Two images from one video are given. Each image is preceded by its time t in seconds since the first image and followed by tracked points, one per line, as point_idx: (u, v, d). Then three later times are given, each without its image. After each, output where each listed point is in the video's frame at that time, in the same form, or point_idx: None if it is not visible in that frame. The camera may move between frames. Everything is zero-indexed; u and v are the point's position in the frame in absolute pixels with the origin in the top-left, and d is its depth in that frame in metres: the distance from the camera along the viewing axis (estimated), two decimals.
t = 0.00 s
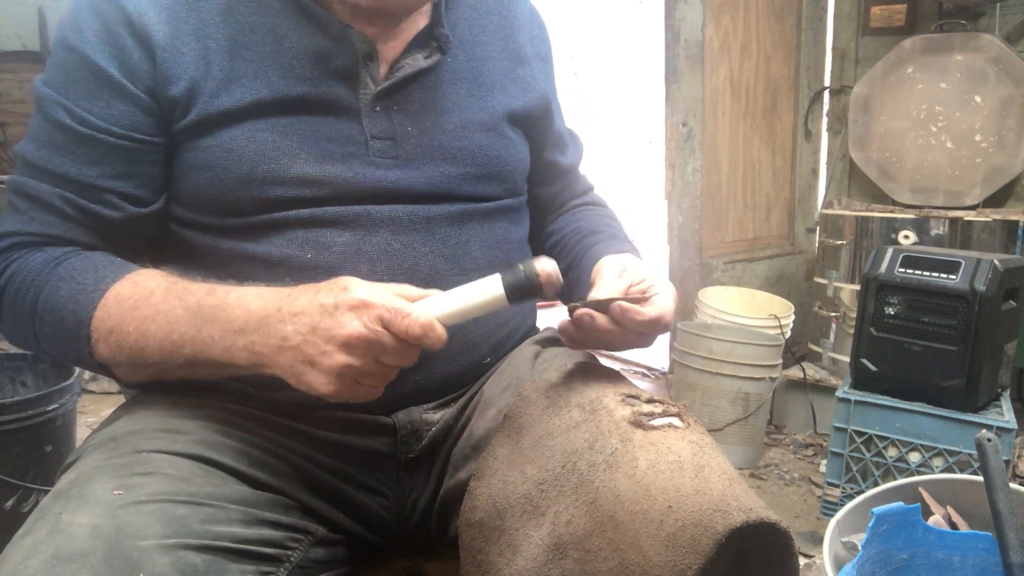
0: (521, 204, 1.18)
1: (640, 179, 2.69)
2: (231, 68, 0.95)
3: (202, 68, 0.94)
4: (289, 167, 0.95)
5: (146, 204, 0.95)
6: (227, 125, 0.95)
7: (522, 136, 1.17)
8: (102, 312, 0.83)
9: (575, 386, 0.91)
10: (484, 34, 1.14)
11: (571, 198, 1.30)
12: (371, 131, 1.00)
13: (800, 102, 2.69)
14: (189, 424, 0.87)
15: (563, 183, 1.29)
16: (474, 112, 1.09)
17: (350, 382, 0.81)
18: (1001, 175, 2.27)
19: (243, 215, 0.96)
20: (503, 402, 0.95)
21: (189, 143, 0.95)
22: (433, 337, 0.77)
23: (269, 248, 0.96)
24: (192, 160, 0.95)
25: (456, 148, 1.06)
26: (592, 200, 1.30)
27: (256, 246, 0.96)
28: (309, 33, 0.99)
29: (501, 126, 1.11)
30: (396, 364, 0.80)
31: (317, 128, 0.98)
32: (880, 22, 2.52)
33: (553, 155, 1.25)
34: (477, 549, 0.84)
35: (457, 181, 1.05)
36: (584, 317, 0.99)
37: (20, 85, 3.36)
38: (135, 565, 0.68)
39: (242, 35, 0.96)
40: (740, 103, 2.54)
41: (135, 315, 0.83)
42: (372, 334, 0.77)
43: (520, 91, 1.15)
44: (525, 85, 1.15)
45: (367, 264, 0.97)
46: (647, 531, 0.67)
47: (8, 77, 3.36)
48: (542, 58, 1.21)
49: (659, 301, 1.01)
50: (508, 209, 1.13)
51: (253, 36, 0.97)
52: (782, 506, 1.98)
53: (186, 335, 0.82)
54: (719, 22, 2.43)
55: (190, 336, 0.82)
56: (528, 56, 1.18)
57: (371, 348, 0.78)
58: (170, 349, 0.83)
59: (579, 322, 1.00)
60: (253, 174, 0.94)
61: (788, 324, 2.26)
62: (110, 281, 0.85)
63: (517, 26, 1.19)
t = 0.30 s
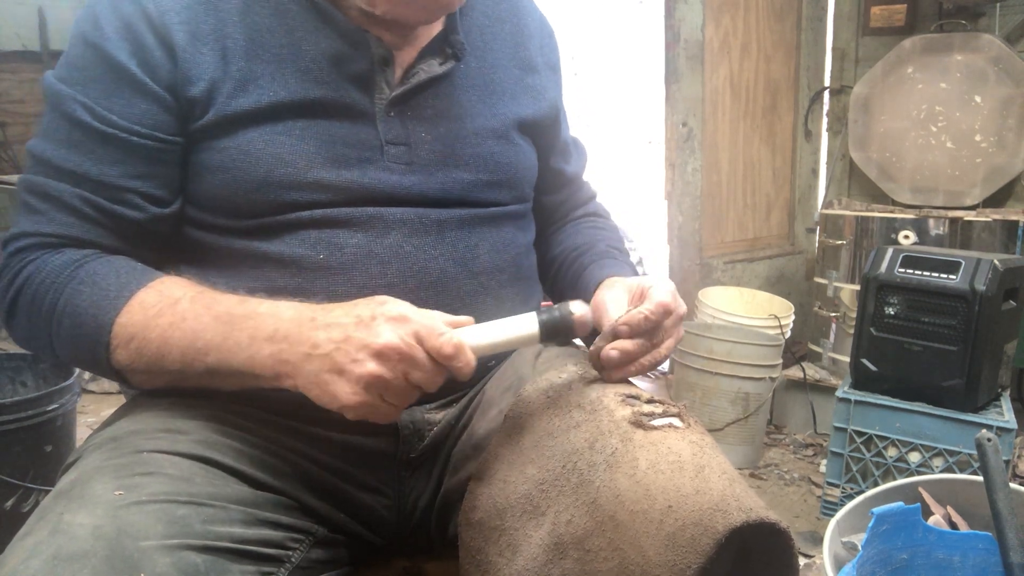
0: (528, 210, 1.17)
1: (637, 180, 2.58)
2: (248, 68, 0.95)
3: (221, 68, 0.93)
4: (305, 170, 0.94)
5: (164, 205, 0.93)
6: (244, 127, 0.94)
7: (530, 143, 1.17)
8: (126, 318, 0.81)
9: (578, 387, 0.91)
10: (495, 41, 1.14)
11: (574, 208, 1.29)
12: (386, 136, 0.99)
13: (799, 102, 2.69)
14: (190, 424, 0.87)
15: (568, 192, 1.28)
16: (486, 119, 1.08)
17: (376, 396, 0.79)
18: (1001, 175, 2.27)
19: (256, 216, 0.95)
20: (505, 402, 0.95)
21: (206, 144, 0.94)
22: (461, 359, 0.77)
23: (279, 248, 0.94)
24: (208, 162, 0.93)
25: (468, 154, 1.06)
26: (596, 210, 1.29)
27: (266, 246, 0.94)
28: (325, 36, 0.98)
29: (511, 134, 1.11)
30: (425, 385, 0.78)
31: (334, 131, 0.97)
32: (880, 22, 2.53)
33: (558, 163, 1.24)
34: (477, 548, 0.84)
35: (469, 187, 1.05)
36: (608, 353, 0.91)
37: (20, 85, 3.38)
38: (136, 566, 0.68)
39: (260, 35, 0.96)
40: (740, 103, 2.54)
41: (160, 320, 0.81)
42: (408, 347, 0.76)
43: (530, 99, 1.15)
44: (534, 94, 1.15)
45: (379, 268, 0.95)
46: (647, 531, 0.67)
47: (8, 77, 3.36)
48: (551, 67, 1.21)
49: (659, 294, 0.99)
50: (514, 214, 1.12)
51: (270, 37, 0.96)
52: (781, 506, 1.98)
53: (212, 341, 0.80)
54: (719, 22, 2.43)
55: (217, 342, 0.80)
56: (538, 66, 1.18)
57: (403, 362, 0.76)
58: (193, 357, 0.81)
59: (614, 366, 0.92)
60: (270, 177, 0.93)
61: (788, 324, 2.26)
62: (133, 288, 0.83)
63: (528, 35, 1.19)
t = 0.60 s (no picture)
0: (534, 213, 1.17)
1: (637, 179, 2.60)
2: (261, 68, 0.94)
3: (234, 66, 0.93)
4: (317, 172, 0.94)
5: (176, 203, 0.93)
6: (258, 128, 0.94)
7: (539, 148, 1.17)
8: (134, 312, 0.79)
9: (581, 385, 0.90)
10: (504, 44, 1.14)
11: (579, 212, 1.29)
12: (397, 139, 0.99)
13: (800, 102, 2.69)
14: (190, 424, 0.86)
15: (572, 197, 1.28)
16: (496, 123, 1.08)
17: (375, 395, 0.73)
18: (1001, 175, 2.28)
19: (267, 216, 0.94)
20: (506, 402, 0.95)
21: (219, 144, 0.93)
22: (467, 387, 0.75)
23: (288, 247, 0.93)
24: (222, 161, 0.93)
25: (477, 157, 1.05)
26: (600, 215, 1.29)
27: (274, 246, 0.94)
28: (338, 36, 0.98)
29: (521, 138, 1.11)
30: (423, 402, 0.73)
31: (346, 133, 0.97)
32: (880, 22, 2.54)
33: (564, 167, 1.24)
34: (480, 548, 0.84)
35: (478, 191, 1.05)
36: (610, 358, 0.92)
37: (20, 85, 3.37)
38: (141, 566, 0.68)
39: (273, 34, 0.96)
40: (740, 103, 2.54)
41: (168, 310, 0.79)
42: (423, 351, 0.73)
43: (539, 102, 1.15)
44: (543, 97, 1.15)
45: (388, 269, 0.94)
46: (651, 531, 0.67)
47: (8, 77, 3.35)
48: (560, 70, 1.21)
49: (662, 301, 0.98)
50: (523, 218, 1.12)
51: (283, 36, 0.96)
52: (782, 506, 1.98)
53: (223, 330, 0.77)
54: (719, 22, 2.43)
55: (225, 330, 0.77)
56: (547, 68, 1.18)
57: (413, 364, 0.73)
58: (195, 347, 0.77)
59: (615, 371, 0.92)
60: (283, 178, 0.93)
61: (788, 324, 2.26)
62: (143, 284, 0.81)
63: (537, 38, 1.19)
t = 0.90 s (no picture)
0: (536, 216, 1.17)
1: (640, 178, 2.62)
2: (268, 69, 0.94)
3: (242, 67, 0.93)
4: (322, 172, 0.94)
5: (178, 203, 0.93)
6: (263, 128, 0.94)
7: (542, 150, 1.17)
8: (129, 310, 0.78)
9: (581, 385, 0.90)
10: (509, 45, 1.14)
11: (581, 213, 1.29)
12: (402, 139, 0.99)
13: (800, 102, 2.69)
14: (189, 424, 0.86)
15: (575, 198, 1.28)
16: (500, 125, 1.08)
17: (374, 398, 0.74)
18: (1001, 175, 2.28)
19: (270, 215, 0.94)
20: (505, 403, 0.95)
21: (225, 144, 0.94)
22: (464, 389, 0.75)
23: (291, 247, 0.93)
24: (227, 161, 0.93)
25: (480, 158, 1.05)
26: (603, 217, 1.29)
27: (277, 246, 0.93)
28: (343, 36, 0.98)
29: (525, 141, 1.11)
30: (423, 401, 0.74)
31: (351, 133, 0.97)
32: (880, 22, 2.54)
33: (567, 169, 1.24)
34: (479, 548, 0.84)
35: (481, 192, 1.05)
36: (606, 363, 0.92)
37: (20, 85, 3.37)
38: (137, 566, 0.68)
39: (280, 34, 0.95)
40: (740, 103, 2.54)
41: (163, 308, 0.78)
42: (419, 351, 0.73)
43: (542, 104, 1.15)
44: (546, 99, 1.15)
45: (391, 270, 0.94)
46: (650, 530, 0.67)
47: (8, 77, 3.35)
48: (563, 71, 1.21)
49: (658, 303, 0.98)
50: (525, 221, 1.12)
51: (289, 36, 0.96)
52: (782, 506, 1.98)
53: (218, 329, 0.77)
54: (719, 22, 2.43)
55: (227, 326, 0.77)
56: (551, 69, 1.18)
57: (410, 364, 0.73)
58: (191, 345, 0.77)
59: (612, 375, 0.92)
60: (288, 179, 0.93)
61: (788, 324, 2.26)
62: (141, 279, 0.80)
63: (541, 39, 1.18)
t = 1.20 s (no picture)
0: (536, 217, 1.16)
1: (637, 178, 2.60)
2: (269, 67, 0.94)
3: (242, 66, 0.93)
4: (324, 172, 0.94)
5: (178, 200, 0.92)
6: (266, 128, 0.94)
7: (542, 150, 1.17)
8: (132, 297, 0.78)
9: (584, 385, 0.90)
10: (509, 44, 1.14)
11: (582, 213, 1.28)
12: (403, 138, 0.99)
13: (800, 102, 2.69)
14: (189, 424, 0.86)
15: (576, 199, 1.28)
16: (500, 125, 1.08)
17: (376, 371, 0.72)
18: (1001, 175, 2.28)
19: (272, 215, 0.94)
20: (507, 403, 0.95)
21: (226, 143, 0.94)
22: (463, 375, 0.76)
23: (293, 248, 0.93)
24: (229, 160, 0.93)
25: (482, 158, 1.05)
26: (604, 216, 1.29)
27: (279, 246, 0.93)
28: (344, 35, 0.98)
29: (526, 141, 1.10)
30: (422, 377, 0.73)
31: (354, 133, 0.97)
32: (880, 22, 2.54)
33: (567, 169, 1.24)
34: (480, 547, 0.84)
35: (482, 192, 1.05)
36: (610, 366, 0.92)
37: (19, 85, 3.36)
38: (139, 566, 0.68)
39: (280, 31, 0.95)
40: (740, 103, 2.54)
41: (162, 296, 0.78)
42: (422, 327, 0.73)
43: (543, 104, 1.15)
44: (547, 98, 1.15)
45: (392, 271, 0.94)
46: (652, 529, 0.67)
47: (8, 77, 3.34)
48: (563, 70, 1.21)
49: (662, 305, 0.98)
50: (525, 221, 1.12)
51: (289, 35, 0.96)
52: (782, 506, 1.98)
53: (219, 310, 0.77)
54: (719, 22, 2.43)
55: (220, 312, 0.77)
56: (552, 67, 1.18)
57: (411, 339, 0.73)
58: (193, 331, 0.77)
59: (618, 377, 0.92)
60: (290, 178, 0.92)
61: (788, 324, 2.25)
62: (140, 271, 0.80)
63: (541, 37, 1.18)
